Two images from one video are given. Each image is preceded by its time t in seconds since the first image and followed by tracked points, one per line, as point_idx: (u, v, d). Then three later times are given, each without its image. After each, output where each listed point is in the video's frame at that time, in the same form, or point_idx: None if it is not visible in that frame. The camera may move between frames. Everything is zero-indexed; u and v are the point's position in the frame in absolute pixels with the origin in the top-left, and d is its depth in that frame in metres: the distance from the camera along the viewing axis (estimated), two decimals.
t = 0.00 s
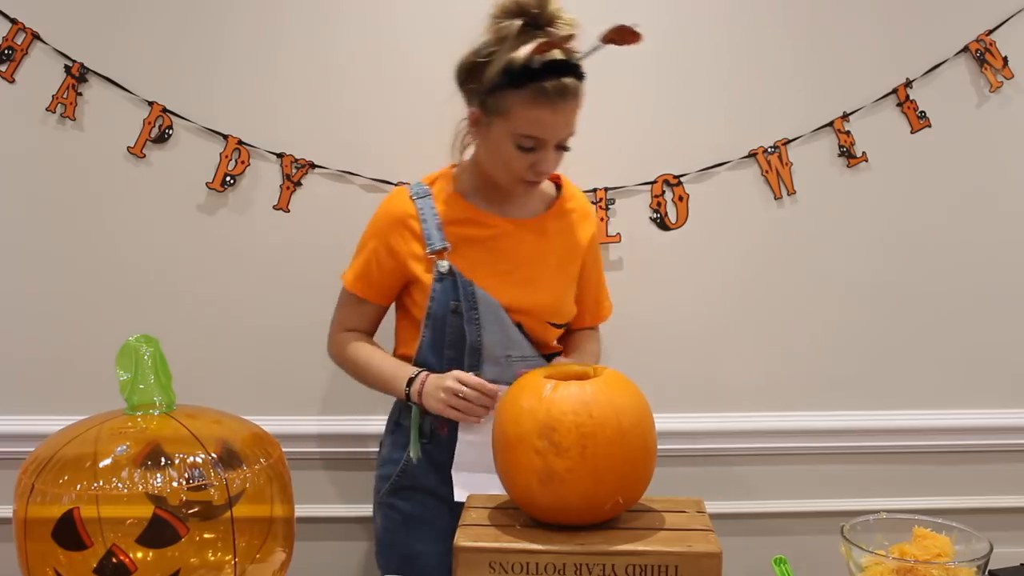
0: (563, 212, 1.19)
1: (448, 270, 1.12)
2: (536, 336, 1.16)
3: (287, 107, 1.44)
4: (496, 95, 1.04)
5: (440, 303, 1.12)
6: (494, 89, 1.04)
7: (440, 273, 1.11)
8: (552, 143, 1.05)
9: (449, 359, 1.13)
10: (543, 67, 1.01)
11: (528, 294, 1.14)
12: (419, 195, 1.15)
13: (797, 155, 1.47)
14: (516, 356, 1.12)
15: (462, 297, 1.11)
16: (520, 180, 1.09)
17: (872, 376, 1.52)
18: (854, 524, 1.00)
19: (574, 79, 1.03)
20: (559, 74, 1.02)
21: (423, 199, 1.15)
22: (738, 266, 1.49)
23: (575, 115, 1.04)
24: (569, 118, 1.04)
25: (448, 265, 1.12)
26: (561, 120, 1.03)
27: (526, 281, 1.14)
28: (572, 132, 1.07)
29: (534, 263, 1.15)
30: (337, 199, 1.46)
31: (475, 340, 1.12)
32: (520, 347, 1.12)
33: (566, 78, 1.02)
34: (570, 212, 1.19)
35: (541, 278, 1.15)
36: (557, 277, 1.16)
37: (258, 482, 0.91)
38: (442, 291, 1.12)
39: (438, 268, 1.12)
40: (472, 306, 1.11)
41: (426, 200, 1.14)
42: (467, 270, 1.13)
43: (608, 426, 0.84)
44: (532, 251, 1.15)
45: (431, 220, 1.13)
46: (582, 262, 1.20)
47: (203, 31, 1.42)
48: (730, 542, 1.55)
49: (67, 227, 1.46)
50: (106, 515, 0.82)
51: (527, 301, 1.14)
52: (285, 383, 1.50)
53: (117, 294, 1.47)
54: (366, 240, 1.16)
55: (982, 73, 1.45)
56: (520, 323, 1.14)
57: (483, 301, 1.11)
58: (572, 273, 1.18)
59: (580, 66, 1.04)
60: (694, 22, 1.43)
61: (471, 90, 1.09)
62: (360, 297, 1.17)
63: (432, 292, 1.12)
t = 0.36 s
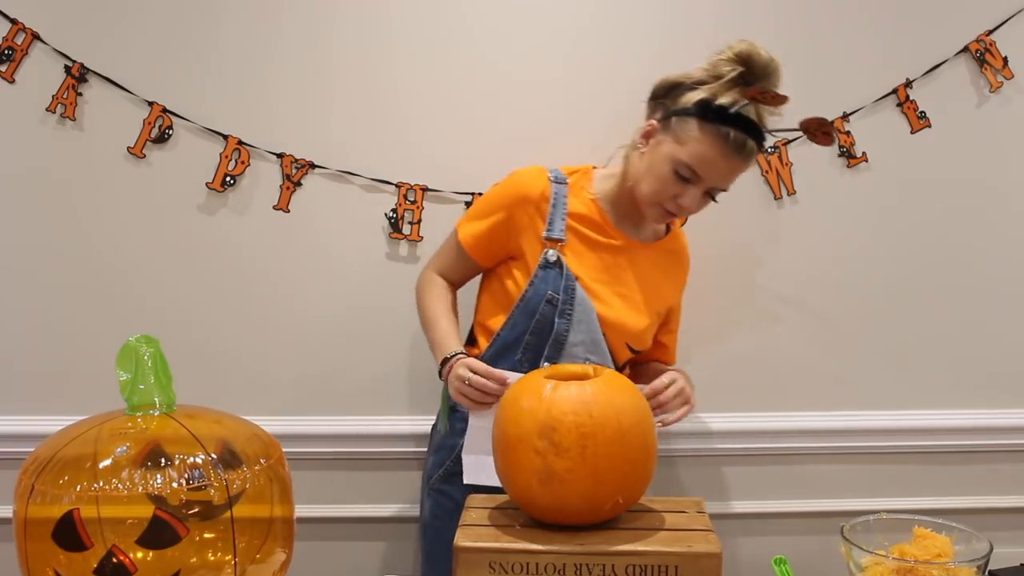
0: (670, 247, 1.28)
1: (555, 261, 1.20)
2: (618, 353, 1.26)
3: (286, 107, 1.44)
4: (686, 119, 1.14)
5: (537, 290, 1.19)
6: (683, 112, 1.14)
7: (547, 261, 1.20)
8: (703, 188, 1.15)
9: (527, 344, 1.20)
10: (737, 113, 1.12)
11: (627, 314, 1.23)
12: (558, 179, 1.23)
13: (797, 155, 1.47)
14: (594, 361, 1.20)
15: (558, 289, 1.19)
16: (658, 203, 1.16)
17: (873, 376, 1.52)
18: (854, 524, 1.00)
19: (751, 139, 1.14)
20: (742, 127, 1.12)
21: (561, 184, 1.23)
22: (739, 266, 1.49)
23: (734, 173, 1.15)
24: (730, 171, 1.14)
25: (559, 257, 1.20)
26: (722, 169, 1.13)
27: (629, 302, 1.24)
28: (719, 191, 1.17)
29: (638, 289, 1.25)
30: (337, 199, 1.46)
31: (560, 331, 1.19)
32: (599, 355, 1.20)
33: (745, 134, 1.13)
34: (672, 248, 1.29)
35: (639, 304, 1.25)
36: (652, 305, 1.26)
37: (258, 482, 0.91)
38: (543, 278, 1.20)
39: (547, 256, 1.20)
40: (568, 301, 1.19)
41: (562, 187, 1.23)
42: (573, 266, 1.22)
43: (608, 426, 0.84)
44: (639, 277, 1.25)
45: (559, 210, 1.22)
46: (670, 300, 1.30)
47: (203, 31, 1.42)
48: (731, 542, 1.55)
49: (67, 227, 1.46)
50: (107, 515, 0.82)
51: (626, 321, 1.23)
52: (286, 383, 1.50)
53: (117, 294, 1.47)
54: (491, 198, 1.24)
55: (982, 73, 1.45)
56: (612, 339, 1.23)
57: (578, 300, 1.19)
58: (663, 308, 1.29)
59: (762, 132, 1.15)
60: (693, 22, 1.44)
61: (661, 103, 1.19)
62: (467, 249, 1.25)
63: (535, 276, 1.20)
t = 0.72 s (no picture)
0: (726, 273, 1.31)
1: (615, 264, 1.23)
2: (656, 367, 1.30)
3: (286, 107, 1.44)
4: (739, 139, 1.17)
5: (589, 287, 1.22)
6: (739, 133, 1.17)
7: (604, 262, 1.23)
8: (751, 209, 1.16)
9: (569, 338, 1.23)
10: (785, 138, 1.14)
11: (673, 329, 1.27)
12: (631, 184, 1.26)
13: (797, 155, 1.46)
14: (633, 366, 1.24)
15: (610, 291, 1.22)
16: (706, 221, 1.18)
17: (873, 376, 1.52)
18: (854, 524, 1.00)
19: (799, 165, 1.14)
20: (791, 153, 1.14)
21: (633, 190, 1.26)
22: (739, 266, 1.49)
23: (782, 198, 1.15)
24: (778, 196, 1.15)
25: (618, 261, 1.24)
26: (769, 191, 1.14)
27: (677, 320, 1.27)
28: (771, 217, 1.18)
29: (688, 310, 1.28)
30: (337, 199, 1.46)
31: (606, 331, 1.22)
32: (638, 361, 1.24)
33: (794, 160, 1.14)
34: (728, 273, 1.31)
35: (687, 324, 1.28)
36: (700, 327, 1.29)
37: (258, 482, 0.91)
38: (597, 277, 1.23)
39: (606, 257, 1.23)
40: (619, 303, 1.22)
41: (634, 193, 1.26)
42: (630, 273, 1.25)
43: (608, 427, 0.84)
44: (692, 298, 1.28)
45: (628, 214, 1.25)
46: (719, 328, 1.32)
47: (203, 31, 1.42)
48: (730, 542, 1.55)
49: (68, 227, 1.46)
50: (106, 515, 0.82)
51: (670, 336, 1.26)
52: (286, 382, 1.50)
53: (117, 295, 1.47)
54: (563, 190, 1.25)
55: (982, 73, 1.45)
56: (653, 351, 1.27)
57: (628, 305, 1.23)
58: (711, 334, 1.31)
59: (816, 162, 1.15)
60: (693, 22, 1.44)
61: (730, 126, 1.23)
62: (532, 235, 1.25)
63: (589, 276, 1.23)
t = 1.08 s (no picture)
0: (747, 272, 1.29)
1: (627, 259, 1.22)
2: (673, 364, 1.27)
3: (286, 107, 1.44)
4: (721, 123, 1.18)
5: (603, 283, 1.21)
6: (722, 118, 1.18)
7: (617, 258, 1.22)
8: (743, 187, 1.15)
9: (584, 335, 1.22)
10: (760, 108, 1.12)
11: (690, 325, 1.25)
12: (643, 180, 1.26)
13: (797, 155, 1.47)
14: (650, 361, 1.22)
15: (623, 287, 1.21)
16: (705, 208, 1.19)
17: (873, 376, 1.52)
18: (854, 524, 1.00)
19: (779, 134, 1.12)
20: (769, 123, 1.12)
21: (645, 187, 1.25)
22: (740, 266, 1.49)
23: (771, 170, 1.13)
24: (765, 169, 1.13)
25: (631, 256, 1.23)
26: (756, 166, 1.13)
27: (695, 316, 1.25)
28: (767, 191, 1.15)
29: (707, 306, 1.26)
30: (337, 199, 1.46)
31: (621, 326, 1.20)
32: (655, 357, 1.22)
33: (773, 129, 1.12)
34: (746, 270, 1.28)
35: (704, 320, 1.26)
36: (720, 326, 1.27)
37: (258, 482, 0.91)
38: (610, 273, 1.21)
39: (619, 253, 1.22)
40: (632, 298, 1.21)
41: (647, 190, 1.25)
42: (643, 267, 1.24)
43: (608, 427, 0.84)
44: (711, 295, 1.26)
45: (639, 210, 1.24)
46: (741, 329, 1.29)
47: (203, 32, 1.42)
48: (730, 542, 1.55)
49: (68, 227, 1.46)
50: (106, 515, 0.82)
51: (685, 331, 1.24)
52: (286, 382, 1.50)
53: (117, 295, 1.47)
54: (574, 190, 1.25)
55: (982, 73, 1.45)
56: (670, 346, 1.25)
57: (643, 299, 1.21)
58: (730, 332, 1.28)
59: (798, 130, 1.12)
60: (694, 22, 1.44)
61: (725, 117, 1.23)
62: (546, 237, 1.25)
63: (602, 273, 1.22)
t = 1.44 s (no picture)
0: (736, 240, 1.18)
1: (599, 255, 1.14)
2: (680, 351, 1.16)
3: (285, 107, 1.44)
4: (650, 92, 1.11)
5: (581, 285, 1.13)
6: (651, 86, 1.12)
7: (591, 255, 1.14)
8: (688, 147, 1.08)
9: (578, 342, 1.14)
10: (680, 63, 1.06)
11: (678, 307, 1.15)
12: (601, 176, 1.19)
13: (797, 155, 1.47)
14: (647, 351, 1.13)
15: (601, 282, 1.13)
16: (663, 179, 1.12)
17: (873, 375, 1.52)
18: (854, 524, 1.00)
19: (707, 82, 1.05)
20: (694, 76, 1.06)
21: (604, 181, 1.19)
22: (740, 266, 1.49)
23: (710, 121, 1.06)
24: (703, 122, 1.06)
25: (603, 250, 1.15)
26: (692, 123, 1.06)
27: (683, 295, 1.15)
28: (716, 143, 1.08)
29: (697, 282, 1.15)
30: (337, 199, 1.46)
31: (607, 323, 1.13)
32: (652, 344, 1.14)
33: (699, 80, 1.06)
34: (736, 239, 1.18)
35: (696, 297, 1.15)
36: (715, 300, 1.16)
37: (258, 482, 0.91)
38: (587, 273, 1.14)
39: (591, 251, 1.14)
40: (612, 291, 1.13)
41: (606, 184, 1.19)
42: (619, 258, 1.15)
43: (608, 427, 0.84)
44: (698, 269, 1.15)
45: (602, 203, 1.18)
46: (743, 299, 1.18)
47: (202, 32, 1.42)
48: (731, 541, 1.55)
49: (67, 227, 1.46)
50: (107, 515, 0.82)
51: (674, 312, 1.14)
52: (285, 381, 1.50)
53: (117, 294, 1.47)
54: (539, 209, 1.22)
55: (982, 73, 1.45)
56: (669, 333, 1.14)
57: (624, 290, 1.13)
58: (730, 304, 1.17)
59: (724, 71, 1.05)
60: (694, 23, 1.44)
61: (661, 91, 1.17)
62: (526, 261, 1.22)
63: (579, 273, 1.14)
